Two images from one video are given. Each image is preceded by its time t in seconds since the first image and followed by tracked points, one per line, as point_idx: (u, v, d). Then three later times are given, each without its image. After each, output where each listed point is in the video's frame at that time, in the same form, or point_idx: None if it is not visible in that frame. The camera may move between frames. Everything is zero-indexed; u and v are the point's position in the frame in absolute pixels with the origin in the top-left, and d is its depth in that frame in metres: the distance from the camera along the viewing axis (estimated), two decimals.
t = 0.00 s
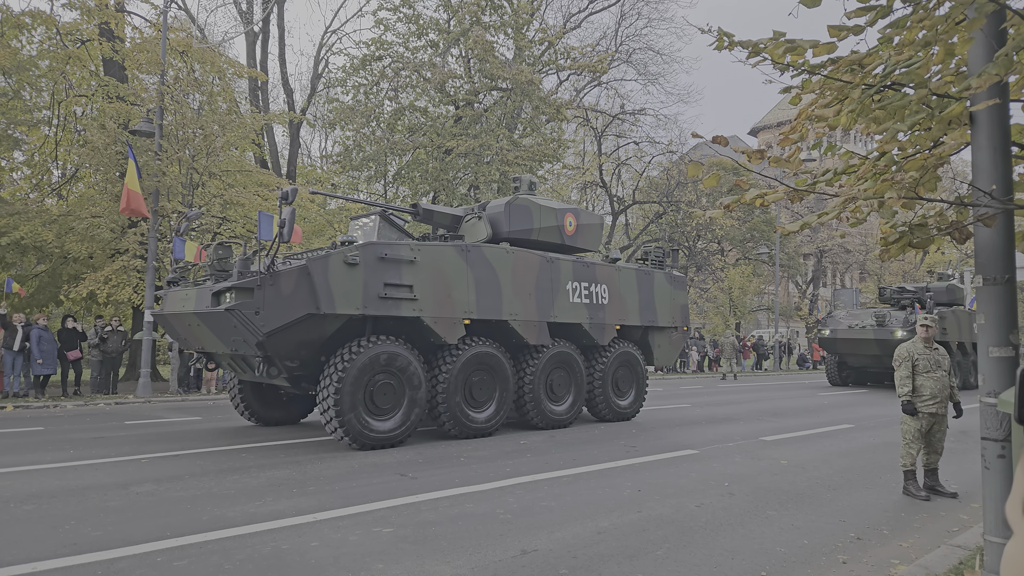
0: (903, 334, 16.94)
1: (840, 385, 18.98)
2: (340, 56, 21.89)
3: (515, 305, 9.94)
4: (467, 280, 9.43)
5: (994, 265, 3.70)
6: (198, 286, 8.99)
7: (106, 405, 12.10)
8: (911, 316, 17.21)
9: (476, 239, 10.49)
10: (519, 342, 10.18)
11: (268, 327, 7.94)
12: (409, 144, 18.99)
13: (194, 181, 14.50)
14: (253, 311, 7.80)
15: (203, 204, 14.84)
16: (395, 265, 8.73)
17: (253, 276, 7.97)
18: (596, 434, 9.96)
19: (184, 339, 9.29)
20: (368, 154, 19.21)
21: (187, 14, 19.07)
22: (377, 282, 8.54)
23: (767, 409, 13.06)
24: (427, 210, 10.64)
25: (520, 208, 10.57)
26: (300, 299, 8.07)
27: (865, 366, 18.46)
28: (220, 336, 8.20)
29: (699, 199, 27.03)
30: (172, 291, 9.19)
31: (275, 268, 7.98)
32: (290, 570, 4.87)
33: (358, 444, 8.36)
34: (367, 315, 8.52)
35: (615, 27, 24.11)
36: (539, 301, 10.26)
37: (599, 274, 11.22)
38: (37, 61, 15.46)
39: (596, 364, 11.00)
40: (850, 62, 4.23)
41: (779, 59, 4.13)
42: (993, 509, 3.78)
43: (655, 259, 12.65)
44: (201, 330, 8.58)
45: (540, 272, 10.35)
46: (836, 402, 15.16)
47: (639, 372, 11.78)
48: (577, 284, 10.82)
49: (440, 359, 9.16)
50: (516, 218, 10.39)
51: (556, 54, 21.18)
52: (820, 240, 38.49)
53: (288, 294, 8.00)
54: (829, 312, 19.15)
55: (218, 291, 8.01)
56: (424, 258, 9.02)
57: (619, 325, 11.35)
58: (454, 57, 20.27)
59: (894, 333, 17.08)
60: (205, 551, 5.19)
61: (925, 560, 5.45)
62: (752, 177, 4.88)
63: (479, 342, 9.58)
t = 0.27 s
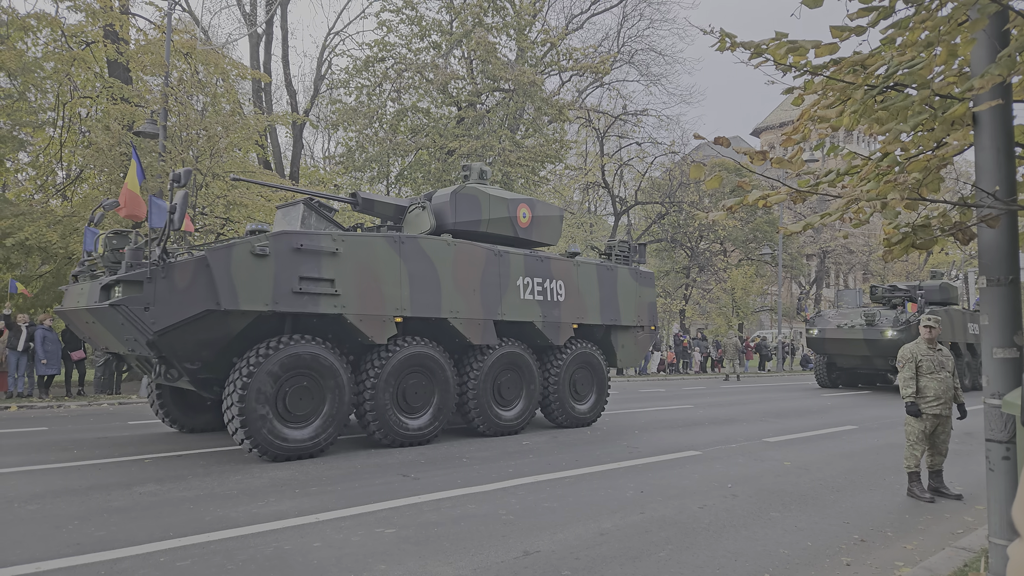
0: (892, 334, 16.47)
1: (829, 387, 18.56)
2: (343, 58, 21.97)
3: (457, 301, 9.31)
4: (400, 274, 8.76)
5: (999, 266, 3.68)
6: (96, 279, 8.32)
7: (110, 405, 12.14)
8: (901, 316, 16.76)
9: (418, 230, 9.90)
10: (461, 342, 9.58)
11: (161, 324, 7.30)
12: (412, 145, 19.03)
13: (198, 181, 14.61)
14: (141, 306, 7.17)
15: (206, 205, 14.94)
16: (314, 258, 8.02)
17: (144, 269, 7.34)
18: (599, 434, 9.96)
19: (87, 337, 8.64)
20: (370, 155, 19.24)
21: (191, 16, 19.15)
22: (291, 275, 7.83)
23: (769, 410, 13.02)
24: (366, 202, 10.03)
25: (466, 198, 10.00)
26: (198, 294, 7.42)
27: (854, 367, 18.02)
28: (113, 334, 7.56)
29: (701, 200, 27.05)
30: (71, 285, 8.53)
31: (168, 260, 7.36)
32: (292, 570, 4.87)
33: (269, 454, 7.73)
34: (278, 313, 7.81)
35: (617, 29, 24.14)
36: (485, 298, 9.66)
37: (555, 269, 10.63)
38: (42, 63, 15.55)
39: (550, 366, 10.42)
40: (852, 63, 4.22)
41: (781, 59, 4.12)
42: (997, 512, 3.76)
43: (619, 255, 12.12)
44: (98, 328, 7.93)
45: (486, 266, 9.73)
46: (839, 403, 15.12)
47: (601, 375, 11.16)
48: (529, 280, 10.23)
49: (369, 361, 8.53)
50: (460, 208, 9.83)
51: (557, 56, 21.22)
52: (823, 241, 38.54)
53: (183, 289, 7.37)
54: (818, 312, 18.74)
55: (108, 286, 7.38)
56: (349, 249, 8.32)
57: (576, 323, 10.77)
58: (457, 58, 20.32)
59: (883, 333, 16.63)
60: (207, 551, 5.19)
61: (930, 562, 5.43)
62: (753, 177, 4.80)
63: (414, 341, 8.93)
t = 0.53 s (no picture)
0: (883, 335, 15.92)
1: (819, 389, 18.03)
2: (347, 59, 22.02)
3: (388, 297, 8.51)
4: (319, 267, 7.94)
5: (1002, 267, 3.67)
6: None
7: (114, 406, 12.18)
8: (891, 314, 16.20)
9: (352, 220, 9.33)
10: (395, 342, 8.79)
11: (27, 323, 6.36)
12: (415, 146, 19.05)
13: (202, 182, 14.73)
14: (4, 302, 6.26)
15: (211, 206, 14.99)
16: (213, 248, 7.16)
17: (8, 258, 6.43)
18: (602, 435, 9.95)
19: None
20: (374, 156, 19.27)
21: (196, 17, 19.22)
22: (185, 268, 6.96)
23: (772, 411, 13.00)
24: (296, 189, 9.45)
25: (405, 185, 9.36)
26: (72, 287, 6.48)
27: (844, 368, 17.48)
28: None
29: (704, 201, 27.04)
30: None
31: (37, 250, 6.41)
32: (295, 571, 4.87)
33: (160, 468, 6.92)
34: (170, 309, 6.94)
35: (620, 30, 24.16)
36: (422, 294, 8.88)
37: (504, 264, 9.87)
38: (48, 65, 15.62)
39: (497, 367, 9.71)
40: (855, 64, 4.22)
41: (784, 60, 4.13)
42: (1002, 514, 3.74)
43: (581, 249, 11.41)
44: None
45: (424, 259, 8.93)
46: (844, 405, 15.07)
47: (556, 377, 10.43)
48: (474, 274, 9.47)
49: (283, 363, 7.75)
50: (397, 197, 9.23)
51: (560, 56, 21.24)
52: (827, 242, 38.50)
53: (55, 282, 6.43)
54: (807, 311, 18.23)
55: None
56: (257, 239, 7.46)
57: (527, 322, 10.00)
58: (460, 59, 20.38)
59: (871, 332, 16.05)
60: (211, 552, 5.20)
61: (934, 564, 5.41)
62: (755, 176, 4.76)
63: (335, 341, 8.13)
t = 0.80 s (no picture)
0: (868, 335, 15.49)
1: (804, 392, 17.61)
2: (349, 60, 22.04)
3: (306, 293, 7.81)
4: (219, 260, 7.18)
5: (1005, 267, 3.67)
6: None
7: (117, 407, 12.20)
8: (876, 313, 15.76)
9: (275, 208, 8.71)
10: (313, 343, 8.07)
11: None
12: (418, 147, 19.06)
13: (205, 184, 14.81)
14: None
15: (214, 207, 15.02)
16: (87, 237, 6.39)
17: None
18: (604, 436, 9.95)
19: None
20: (376, 157, 19.27)
21: (199, 19, 19.25)
22: (53, 259, 6.18)
23: (774, 412, 12.98)
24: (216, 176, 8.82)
25: (334, 171, 8.62)
26: None
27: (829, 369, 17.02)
28: None
29: (706, 202, 27.04)
30: None
31: None
32: (299, 572, 4.88)
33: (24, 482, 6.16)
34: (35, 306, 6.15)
35: (622, 31, 24.17)
36: (344, 290, 8.16)
37: (444, 258, 9.20)
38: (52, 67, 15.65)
39: (177, 380, 7.04)
40: (857, 66, 4.22)
41: (786, 61, 4.13)
42: (1005, 515, 3.74)
43: (533, 242, 10.76)
44: None
45: (349, 251, 8.21)
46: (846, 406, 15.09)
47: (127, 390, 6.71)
48: (406, 268, 8.76)
49: (179, 367, 7.05)
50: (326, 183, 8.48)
51: (563, 58, 21.26)
52: (830, 242, 38.49)
53: None
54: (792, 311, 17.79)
55: None
56: (141, 228, 6.70)
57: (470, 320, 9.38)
58: (462, 61, 20.40)
59: (857, 332, 15.60)
60: (214, 553, 5.21)
61: (937, 565, 5.40)
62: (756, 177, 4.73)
63: (238, 341, 7.40)
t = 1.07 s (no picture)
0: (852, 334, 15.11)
1: (788, 394, 17.24)
2: (352, 62, 22.07)
3: (203, 287, 7.11)
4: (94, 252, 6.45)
5: (1007, 268, 3.66)
6: None
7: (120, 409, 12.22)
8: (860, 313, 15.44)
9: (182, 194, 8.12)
10: (214, 344, 7.37)
11: None
12: (420, 148, 19.08)
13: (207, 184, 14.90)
14: None
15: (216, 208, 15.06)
16: None
17: None
18: (606, 438, 9.94)
19: None
20: (379, 158, 19.28)
21: (201, 21, 19.28)
22: None
23: (776, 414, 12.95)
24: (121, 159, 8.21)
25: (247, 154, 7.92)
26: None
27: (812, 370, 16.66)
28: None
29: (708, 203, 27.02)
30: None
31: None
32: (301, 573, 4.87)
33: None
34: None
35: (624, 32, 24.18)
36: (249, 286, 7.45)
37: (371, 250, 8.54)
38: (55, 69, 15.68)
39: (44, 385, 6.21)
40: (859, 66, 4.23)
41: (788, 63, 4.13)
42: (1008, 514, 3.72)
43: (480, 235, 10.12)
44: None
45: (257, 241, 7.52)
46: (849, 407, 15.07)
47: None
48: (325, 261, 8.07)
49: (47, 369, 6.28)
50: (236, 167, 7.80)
51: (565, 59, 21.27)
52: (832, 244, 38.46)
53: None
54: (774, 310, 17.47)
55: None
56: None
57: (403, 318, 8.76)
58: (464, 62, 20.42)
59: (840, 332, 15.24)
60: (216, 554, 5.20)
61: (940, 567, 5.39)
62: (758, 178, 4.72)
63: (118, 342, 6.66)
